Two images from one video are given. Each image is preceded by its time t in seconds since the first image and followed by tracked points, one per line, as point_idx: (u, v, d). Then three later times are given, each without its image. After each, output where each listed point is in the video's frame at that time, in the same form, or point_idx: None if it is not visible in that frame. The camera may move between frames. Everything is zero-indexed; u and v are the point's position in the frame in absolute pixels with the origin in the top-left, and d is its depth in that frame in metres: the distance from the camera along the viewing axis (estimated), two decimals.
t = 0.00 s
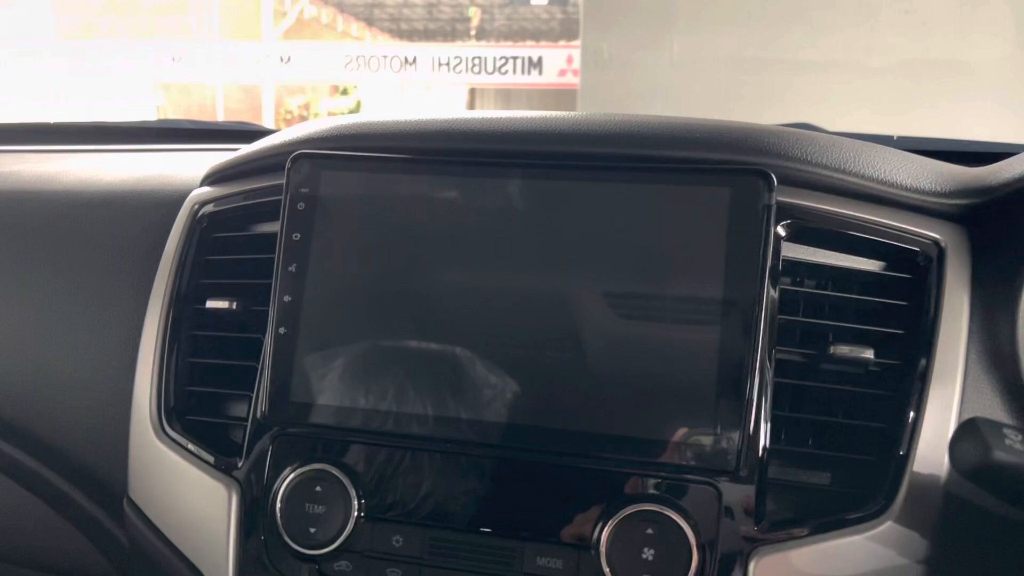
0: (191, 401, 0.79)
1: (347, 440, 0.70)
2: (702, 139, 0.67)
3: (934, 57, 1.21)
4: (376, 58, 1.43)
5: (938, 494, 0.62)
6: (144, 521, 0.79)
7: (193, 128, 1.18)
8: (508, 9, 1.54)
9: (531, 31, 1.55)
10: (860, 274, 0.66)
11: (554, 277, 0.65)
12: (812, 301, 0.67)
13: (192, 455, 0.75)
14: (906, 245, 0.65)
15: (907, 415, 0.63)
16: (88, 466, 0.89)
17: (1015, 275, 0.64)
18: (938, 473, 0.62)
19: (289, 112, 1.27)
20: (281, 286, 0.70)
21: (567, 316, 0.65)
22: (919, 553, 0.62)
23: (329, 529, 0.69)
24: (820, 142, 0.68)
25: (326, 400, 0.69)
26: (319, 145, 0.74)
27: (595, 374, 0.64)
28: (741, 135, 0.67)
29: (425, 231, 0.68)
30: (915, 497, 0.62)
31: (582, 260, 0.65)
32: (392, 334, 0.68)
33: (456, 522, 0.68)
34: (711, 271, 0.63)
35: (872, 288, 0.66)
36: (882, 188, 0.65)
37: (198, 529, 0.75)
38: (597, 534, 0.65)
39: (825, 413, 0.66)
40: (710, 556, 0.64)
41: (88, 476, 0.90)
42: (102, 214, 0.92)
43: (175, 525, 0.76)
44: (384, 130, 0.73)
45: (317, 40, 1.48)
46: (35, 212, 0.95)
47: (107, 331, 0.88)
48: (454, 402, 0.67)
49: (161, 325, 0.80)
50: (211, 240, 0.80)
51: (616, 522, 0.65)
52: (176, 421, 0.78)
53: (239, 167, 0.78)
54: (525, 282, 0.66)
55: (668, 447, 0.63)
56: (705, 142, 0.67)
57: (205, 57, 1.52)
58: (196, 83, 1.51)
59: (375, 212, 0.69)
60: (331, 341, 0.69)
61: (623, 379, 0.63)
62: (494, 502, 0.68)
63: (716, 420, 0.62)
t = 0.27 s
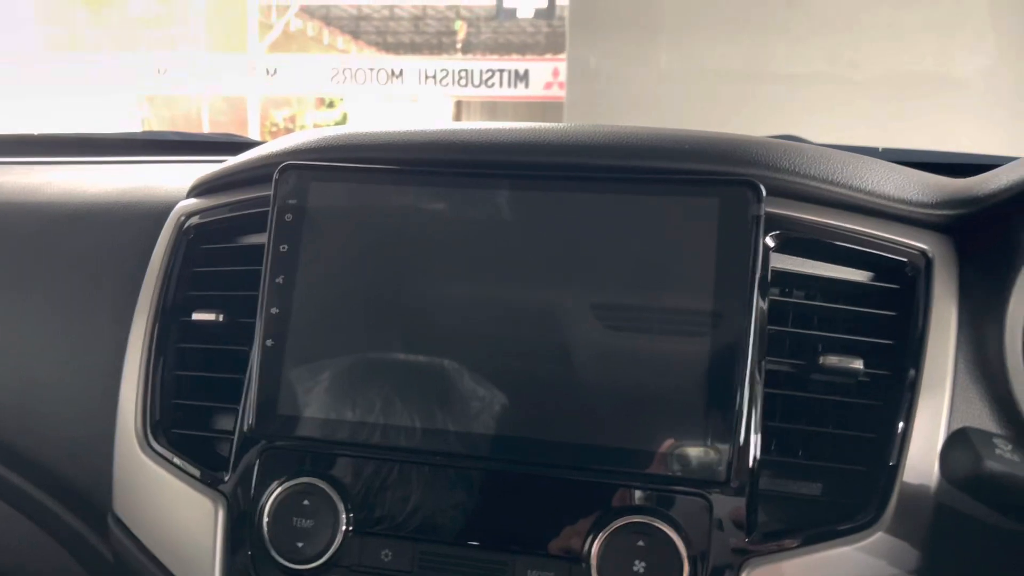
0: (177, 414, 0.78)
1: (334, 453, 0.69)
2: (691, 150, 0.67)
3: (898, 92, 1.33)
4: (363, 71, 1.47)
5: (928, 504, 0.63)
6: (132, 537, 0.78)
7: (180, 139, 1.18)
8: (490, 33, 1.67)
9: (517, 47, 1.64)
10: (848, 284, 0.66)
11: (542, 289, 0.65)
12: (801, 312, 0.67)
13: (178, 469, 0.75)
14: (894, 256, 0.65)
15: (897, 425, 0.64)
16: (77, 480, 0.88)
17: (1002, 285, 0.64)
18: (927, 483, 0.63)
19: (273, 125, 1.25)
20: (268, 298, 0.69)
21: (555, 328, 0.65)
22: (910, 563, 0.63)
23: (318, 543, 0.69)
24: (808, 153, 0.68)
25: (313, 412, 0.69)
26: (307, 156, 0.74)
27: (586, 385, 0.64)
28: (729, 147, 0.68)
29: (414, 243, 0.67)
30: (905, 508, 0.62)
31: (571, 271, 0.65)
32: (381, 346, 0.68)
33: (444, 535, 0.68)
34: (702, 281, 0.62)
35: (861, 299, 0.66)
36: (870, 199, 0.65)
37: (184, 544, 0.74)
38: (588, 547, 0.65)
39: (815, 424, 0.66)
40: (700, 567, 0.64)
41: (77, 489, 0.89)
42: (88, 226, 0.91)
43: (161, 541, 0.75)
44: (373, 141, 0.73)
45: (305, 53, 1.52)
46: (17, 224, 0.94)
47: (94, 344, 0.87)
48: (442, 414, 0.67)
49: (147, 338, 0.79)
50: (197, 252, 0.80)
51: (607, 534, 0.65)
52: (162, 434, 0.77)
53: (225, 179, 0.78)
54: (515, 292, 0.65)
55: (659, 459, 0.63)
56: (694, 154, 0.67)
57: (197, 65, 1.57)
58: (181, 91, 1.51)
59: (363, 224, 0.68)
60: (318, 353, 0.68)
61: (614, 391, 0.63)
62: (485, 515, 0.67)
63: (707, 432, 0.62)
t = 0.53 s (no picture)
0: (164, 424, 0.78)
1: (322, 463, 0.69)
2: (677, 160, 0.67)
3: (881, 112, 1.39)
4: (353, 81, 1.47)
5: (914, 511, 0.63)
6: (119, 548, 0.78)
7: (169, 148, 1.18)
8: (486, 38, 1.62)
9: (506, 56, 1.60)
10: (835, 294, 0.67)
11: (531, 298, 0.65)
12: (787, 321, 0.67)
13: (165, 479, 0.74)
14: (880, 265, 0.66)
15: (882, 433, 0.64)
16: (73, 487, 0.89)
17: (988, 293, 0.65)
18: (913, 491, 0.63)
19: (264, 134, 1.26)
20: (256, 308, 0.69)
21: (544, 337, 0.65)
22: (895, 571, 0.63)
23: (305, 553, 0.68)
24: (794, 163, 0.69)
25: (302, 422, 0.69)
26: (295, 166, 0.74)
27: (574, 395, 0.64)
28: (716, 157, 0.68)
29: (402, 252, 0.67)
30: (892, 516, 0.63)
31: (558, 281, 0.65)
32: (369, 356, 0.68)
33: (433, 545, 0.68)
34: (689, 290, 0.63)
35: (847, 308, 0.67)
36: (856, 209, 0.65)
37: (170, 554, 0.73)
38: (577, 555, 0.65)
39: (802, 433, 0.66)
40: None
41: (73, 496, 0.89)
42: (75, 237, 0.91)
43: (147, 552, 0.75)
44: (361, 150, 0.73)
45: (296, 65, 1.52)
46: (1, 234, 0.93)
47: (86, 353, 0.87)
48: (431, 423, 0.67)
49: (135, 348, 0.79)
50: (185, 261, 0.80)
51: (594, 543, 0.65)
52: (149, 444, 0.77)
53: (213, 189, 0.78)
54: (503, 302, 0.66)
55: (647, 467, 0.63)
56: (681, 164, 0.67)
57: (183, 76, 1.54)
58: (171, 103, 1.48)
59: (351, 233, 0.68)
60: (307, 362, 0.68)
61: (602, 400, 0.64)
62: (473, 524, 0.68)
63: (695, 440, 0.62)
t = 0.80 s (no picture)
0: (157, 432, 0.78)
1: (316, 472, 0.69)
2: (671, 169, 0.67)
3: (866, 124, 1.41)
4: (346, 88, 1.60)
5: (908, 521, 0.63)
6: (111, 559, 0.77)
7: (163, 155, 1.18)
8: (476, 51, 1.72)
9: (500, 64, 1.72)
10: (827, 304, 0.67)
11: (525, 307, 0.66)
12: (780, 330, 0.67)
13: (158, 488, 0.74)
14: (873, 274, 0.66)
15: (875, 442, 0.64)
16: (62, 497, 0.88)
17: (979, 303, 0.65)
18: (906, 500, 0.63)
19: (257, 141, 1.26)
20: (251, 316, 0.69)
21: (538, 346, 0.65)
22: None
23: (298, 563, 0.68)
24: (788, 173, 0.69)
25: (296, 432, 0.68)
26: (289, 173, 0.74)
27: (568, 404, 0.64)
28: (710, 166, 0.68)
29: (396, 261, 0.67)
30: (886, 525, 0.63)
31: (552, 289, 0.65)
32: (363, 364, 0.68)
33: (427, 553, 0.68)
34: (683, 300, 0.63)
35: (840, 318, 0.67)
36: (850, 219, 0.66)
37: (162, 564, 0.73)
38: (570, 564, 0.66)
39: (796, 442, 0.66)
40: None
41: (62, 506, 0.89)
42: (67, 245, 0.91)
43: (140, 562, 0.75)
44: (356, 159, 0.73)
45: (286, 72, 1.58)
46: None
47: (78, 361, 0.87)
48: (425, 432, 0.67)
49: (127, 357, 0.79)
50: (179, 269, 0.80)
51: (587, 553, 0.65)
52: (141, 453, 0.77)
53: (206, 198, 0.78)
54: (498, 310, 0.66)
55: (641, 476, 0.63)
56: (675, 173, 0.67)
57: (175, 83, 1.56)
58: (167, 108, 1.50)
59: (345, 242, 0.68)
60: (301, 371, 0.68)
61: (596, 408, 0.64)
62: (466, 533, 0.68)
63: (690, 449, 0.62)
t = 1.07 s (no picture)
0: (154, 439, 0.78)
1: (311, 479, 0.69)
2: (663, 178, 0.68)
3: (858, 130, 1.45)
4: (343, 93, 1.56)
5: (898, 529, 0.63)
6: (106, 566, 0.77)
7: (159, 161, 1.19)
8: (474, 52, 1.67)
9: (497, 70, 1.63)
10: (817, 312, 0.68)
11: (518, 314, 0.66)
12: (771, 338, 0.68)
13: (153, 495, 0.74)
14: (863, 283, 0.67)
15: (865, 449, 0.65)
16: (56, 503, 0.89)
17: (967, 312, 0.66)
18: (895, 507, 0.63)
19: (253, 147, 1.27)
20: (245, 324, 0.70)
21: (531, 353, 0.65)
22: None
23: (292, 569, 0.69)
24: (779, 182, 0.70)
25: (289, 439, 0.69)
26: (285, 182, 0.74)
27: (561, 411, 0.64)
28: (701, 176, 0.69)
29: (389, 269, 0.68)
30: (876, 531, 0.63)
31: (545, 297, 0.66)
32: (357, 371, 0.68)
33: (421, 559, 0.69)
34: (674, 308, 0.63)
35: (830, 325, 0.68)
36: (840, 228, 0.66)
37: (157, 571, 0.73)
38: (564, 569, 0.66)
39: (787, 449, 0.67)
40: None
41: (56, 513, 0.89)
42: (63, 253, 0.91)
43: (134, 569, 0.75)
44: (350, 167, 0.74)
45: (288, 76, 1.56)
46: None
47: (73, 367, 0.88)
48: (418, 439, 0.67)
49: (123, 364, 0.79)
50: (174, 277, 0.80)
51: (579, 560, 0.66)
52: (137, 460, 0.77)
53: (202, 206, 0.78)
54: (491, 318, 0.66)
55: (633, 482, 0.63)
56: (666, 182, 0.68)
57: (169, 87, 1.56)
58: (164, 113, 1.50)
59: (340, 250, 0.69)
60: (295, 378, 0.69)
61: (589, 416, 0.64)
62: (459, 539, 0.68)
63: (681, 456, 0.62)
